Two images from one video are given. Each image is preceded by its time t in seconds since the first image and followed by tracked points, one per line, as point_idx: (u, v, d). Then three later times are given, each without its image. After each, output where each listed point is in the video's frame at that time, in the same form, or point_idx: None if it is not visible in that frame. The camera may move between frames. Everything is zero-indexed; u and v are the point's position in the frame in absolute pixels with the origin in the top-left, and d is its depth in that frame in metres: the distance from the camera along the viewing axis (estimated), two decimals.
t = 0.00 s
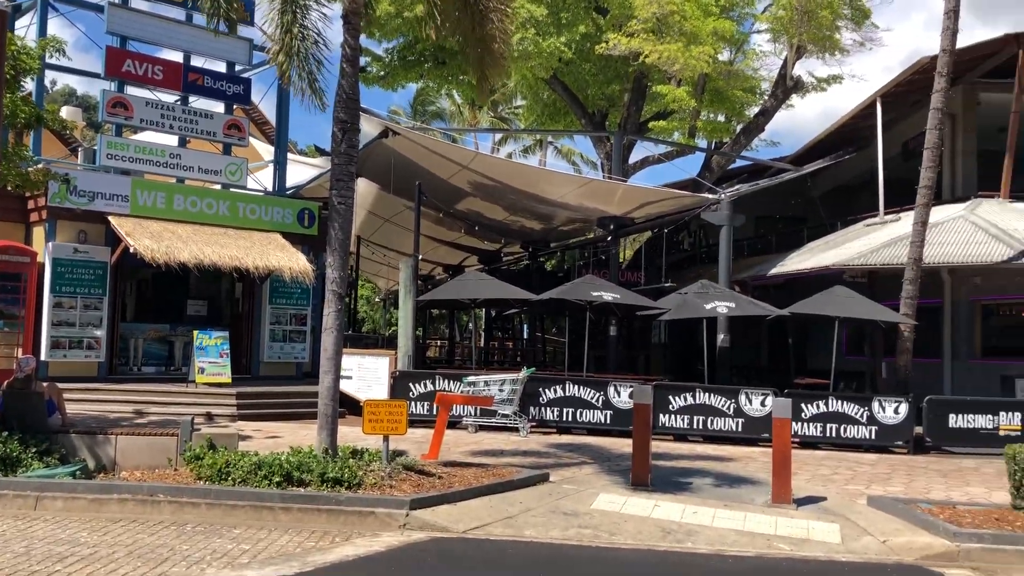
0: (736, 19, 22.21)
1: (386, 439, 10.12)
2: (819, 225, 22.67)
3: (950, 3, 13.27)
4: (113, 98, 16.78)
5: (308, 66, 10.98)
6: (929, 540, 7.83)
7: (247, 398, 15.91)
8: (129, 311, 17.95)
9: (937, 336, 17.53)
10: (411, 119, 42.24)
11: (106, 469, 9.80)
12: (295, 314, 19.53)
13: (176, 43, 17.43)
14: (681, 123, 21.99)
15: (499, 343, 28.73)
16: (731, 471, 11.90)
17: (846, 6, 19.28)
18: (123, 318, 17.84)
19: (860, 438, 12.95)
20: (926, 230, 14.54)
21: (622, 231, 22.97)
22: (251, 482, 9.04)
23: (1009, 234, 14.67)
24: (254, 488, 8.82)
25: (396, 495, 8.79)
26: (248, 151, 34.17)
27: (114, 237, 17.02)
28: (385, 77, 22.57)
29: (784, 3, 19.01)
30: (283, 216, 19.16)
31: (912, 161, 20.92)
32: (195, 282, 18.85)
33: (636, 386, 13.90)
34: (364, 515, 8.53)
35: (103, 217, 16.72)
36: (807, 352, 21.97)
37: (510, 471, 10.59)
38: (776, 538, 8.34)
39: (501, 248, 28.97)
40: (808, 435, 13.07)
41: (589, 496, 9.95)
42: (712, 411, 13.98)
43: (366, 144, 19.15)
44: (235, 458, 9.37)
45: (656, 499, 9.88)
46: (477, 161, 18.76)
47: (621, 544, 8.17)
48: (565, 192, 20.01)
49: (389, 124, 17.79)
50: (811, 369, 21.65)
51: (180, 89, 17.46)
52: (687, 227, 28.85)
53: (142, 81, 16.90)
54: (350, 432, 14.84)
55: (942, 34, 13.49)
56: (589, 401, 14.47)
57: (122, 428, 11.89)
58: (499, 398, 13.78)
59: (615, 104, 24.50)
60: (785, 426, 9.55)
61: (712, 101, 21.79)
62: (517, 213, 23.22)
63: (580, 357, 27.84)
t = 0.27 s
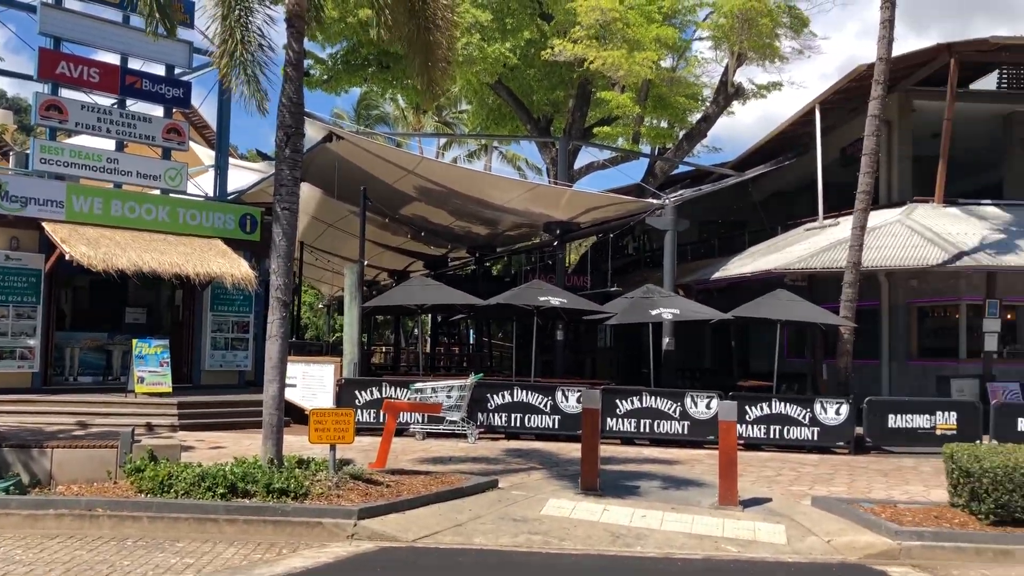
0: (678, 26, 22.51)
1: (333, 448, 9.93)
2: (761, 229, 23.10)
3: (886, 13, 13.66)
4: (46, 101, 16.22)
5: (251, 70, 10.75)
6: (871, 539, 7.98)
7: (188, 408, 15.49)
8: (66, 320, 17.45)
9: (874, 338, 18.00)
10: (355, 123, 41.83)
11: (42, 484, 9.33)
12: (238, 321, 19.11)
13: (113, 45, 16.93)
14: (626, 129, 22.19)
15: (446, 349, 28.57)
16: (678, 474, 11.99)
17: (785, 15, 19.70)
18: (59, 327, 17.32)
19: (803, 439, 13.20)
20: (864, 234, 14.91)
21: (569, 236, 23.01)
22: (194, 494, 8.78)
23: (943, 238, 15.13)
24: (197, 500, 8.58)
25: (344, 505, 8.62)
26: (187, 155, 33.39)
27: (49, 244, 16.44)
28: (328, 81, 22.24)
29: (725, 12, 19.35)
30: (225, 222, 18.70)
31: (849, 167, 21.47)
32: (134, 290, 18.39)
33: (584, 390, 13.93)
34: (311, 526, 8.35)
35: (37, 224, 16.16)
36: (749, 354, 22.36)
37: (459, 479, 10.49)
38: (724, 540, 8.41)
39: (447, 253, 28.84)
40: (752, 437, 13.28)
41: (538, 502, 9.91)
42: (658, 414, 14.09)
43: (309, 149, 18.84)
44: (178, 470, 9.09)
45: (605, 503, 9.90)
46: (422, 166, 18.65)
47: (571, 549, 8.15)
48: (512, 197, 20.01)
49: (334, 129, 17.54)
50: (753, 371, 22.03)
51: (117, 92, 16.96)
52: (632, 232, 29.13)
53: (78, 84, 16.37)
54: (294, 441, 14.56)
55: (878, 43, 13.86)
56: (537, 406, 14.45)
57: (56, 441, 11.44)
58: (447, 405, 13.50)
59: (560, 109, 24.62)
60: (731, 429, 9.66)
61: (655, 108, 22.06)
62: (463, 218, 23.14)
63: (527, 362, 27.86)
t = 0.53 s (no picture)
0: (615, 36, 22.75)
1: (271, 460, 9.68)
2: (697, 236, 23.50)
3: (816, 25, 14.04)
4: None
5: (185, 75, 10.46)
6: (807, 540, 8.14)
7: (119, 421, 14.96)
8: None
9: (807, 343, 18.46)
10: (289, 130, 41.18)
11: None
12: (171, 332, 18.56)
13: (38, 48, 16.30)
14: (564, 137, 22.34)
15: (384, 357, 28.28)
16: (619, 479, 12.06)
17: (718, 27, 20.10)
18: None
19: (739, 442, 13.43)
20: (796, 241, 15.28)
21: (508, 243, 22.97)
22: (126, 510, 8.46)
23: (871, 244, 15.60)
24: (129, 516, 8.26)
25: (283, 518, 8.41)
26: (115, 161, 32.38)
27: None
28: (263, 87, 21.85)
29: (660, 22, 19.65)
30: (157, 230, 18.07)
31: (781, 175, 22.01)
32: (61, 300, 17.74)
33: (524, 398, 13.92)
34: (249, 540, 8.12)
35: None
36: (687, 359, 22.70)
37: (400, 489, 10.34)
38: (664, 545, 8.48)
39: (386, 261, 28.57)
40: (691, 441, 13.46)
41: (480, 510, 9.84)
42: (598, 420, 14.17)
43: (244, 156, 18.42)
44: (109, 485, 8.75)
45: (546, 510, 9.88)
46: (360, 173, 18.43)
47: (513, 557, 8.09)
48: (451, 204, 19.93)
49: (269, 136, 17.20)
50: (690, 376, 22.36)
51: (42, 97, 16.33)
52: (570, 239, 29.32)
53: None
54: (229, 453, 14.18)
55: (809, 54, 14.24)
56: (478, 415, 14.38)
57: None
58: (387, 415, 13.19)
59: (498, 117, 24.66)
60: (671, 434, 9.75)
61: (593, 117, 22.18)
62: (401, 225, 22.94)
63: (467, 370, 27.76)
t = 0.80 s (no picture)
0: (555, 43, 22.89)
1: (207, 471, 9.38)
2: (636, 243, 23.76)
3: (752, 37, 14.35)
4: None
5: (118, 78, 10.11)
6: (746, 543, 8.26)
7: (45, 433, 14.37)
8: None
9: (744, 348, 18.81)
10: (225, 133, 40.35)
11: None
12: (102, 340, 17.96)
13: None
14: (505, 144, 22.37)
15: (323, 365, 27.83)
16: (561, 486, 12.07)
17: (656, 36, 20.40)
18: None
19: (679, 447, 13.59)
20: (734, 248, 15.55)
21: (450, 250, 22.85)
22: (54, 524, 8.11)
23: (806, 252, 15.98)
24: (57, 531, 7.93)
25: (220, 529, 8.17)
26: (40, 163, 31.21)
27: None
28: (199, 91, 21.18)
29: (600, 31, 19.85)
30: (88, 235, 17.48)
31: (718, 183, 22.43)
32: None
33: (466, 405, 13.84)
34: (184, 554, 7.86)
35: None
36: (627, 365, 22.91)
37: (340, 499, 10.14)
38: (607, 550, 8.49)
39: (326, 267, 28.16)
40: (631, 446, 13.55)
41: (422, 519, 9.72)
42: (539, 426, 14.17)
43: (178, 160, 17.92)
44: (36, 500, 8.38)
45: (489, 518, 9.81)
46: (298, 178, 18.11)
47: (455, 566, 7.99)
48: (391, 211, 19.75)
49: (205, 140, 16.79)
50: (630, 381, 22.57)
51: None
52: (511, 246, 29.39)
53: None
54: (162, 465, 13.74)
55: (746, 65, 14.54)
56: (419, 422, 14.24)
57: None
58: (325, 424, 12.94)
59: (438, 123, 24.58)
60: (613, 439, 9.79)
61: (533, 124, 22.42)
62: (340, 231, 22.63)
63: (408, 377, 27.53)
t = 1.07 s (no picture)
0: (509, 50, 22.93)
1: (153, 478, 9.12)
2: (588, 249, 23.90)
3: (703, 46, 14.55)
4: None
5: (61, 77, 9.81)
6: (696, 547, 8.33)
7: None
8: None
9: (693, 354, 19.05)
10: (171, 134, 39.54)
11: None
12: (43, 345, 17.38)
13: None
14: (458, 149, 22.32)
15: (272, 371, 27.40)
16: (512, 491, 12.05)
17: (609, 44, 20.59)
18: None
19: (630, 451, 13.69)
20: (685, 255, 15.73)
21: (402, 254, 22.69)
22: None
23: (755, 259, 16.24)
24: None
25: (167, 538, 7.97)
26: None
27: None
28: (146, 92, 20.74)
29: (553, 39, 19.94)
30: (30, 238, 16.87)
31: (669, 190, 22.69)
32: None
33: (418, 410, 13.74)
34: (127, 564, 7.64)
35: None
36: (578, 370, 23.03)
37: (289, 506, 9.97)
38: (558, 556, 8.49)
39: (276, 272, 27.75)
40: (582, 451, 13.60)
41: (373, 526, 9.60)
42: (492, 432, 14.13)
43: (124, 162, 17.47)
44: None
45: (440, 524, 9.74)
46: (248, 181, 17.80)
47: (406, 573, 7.90)
48: (342, 215, 19.54)
49: (152, 141, 16.40)
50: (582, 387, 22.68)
51: None
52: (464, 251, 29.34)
53: None
54: (103, 473, 13.35)
55: (697, 74, 14.74)
56: (370, 428, 14.09)
57: None
58: (274, 430, 12.80)
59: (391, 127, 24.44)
60: (565, 444, 9.79)
61: (487, 129, 22.34)
62: (290, 235, 22.32)
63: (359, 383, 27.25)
